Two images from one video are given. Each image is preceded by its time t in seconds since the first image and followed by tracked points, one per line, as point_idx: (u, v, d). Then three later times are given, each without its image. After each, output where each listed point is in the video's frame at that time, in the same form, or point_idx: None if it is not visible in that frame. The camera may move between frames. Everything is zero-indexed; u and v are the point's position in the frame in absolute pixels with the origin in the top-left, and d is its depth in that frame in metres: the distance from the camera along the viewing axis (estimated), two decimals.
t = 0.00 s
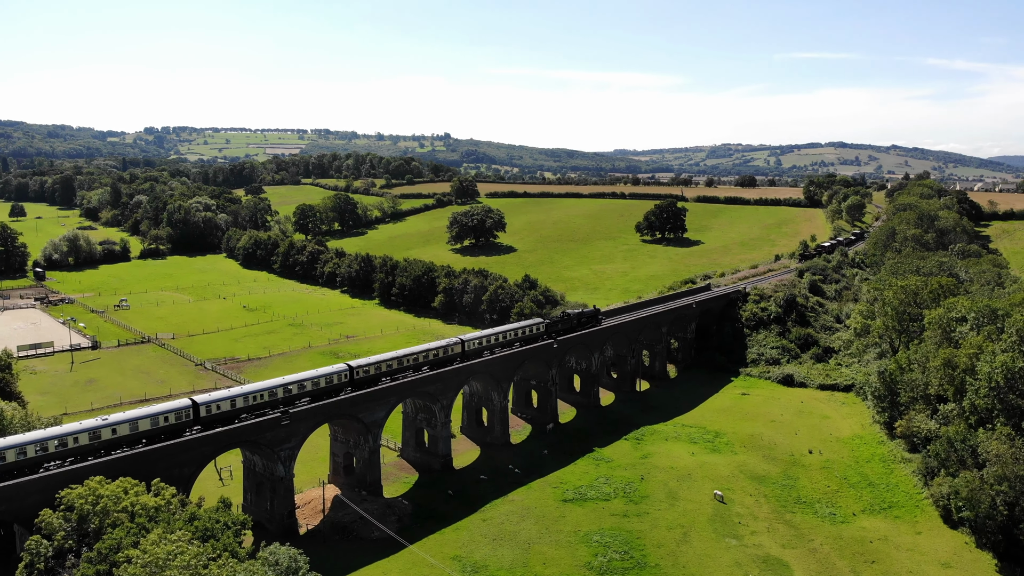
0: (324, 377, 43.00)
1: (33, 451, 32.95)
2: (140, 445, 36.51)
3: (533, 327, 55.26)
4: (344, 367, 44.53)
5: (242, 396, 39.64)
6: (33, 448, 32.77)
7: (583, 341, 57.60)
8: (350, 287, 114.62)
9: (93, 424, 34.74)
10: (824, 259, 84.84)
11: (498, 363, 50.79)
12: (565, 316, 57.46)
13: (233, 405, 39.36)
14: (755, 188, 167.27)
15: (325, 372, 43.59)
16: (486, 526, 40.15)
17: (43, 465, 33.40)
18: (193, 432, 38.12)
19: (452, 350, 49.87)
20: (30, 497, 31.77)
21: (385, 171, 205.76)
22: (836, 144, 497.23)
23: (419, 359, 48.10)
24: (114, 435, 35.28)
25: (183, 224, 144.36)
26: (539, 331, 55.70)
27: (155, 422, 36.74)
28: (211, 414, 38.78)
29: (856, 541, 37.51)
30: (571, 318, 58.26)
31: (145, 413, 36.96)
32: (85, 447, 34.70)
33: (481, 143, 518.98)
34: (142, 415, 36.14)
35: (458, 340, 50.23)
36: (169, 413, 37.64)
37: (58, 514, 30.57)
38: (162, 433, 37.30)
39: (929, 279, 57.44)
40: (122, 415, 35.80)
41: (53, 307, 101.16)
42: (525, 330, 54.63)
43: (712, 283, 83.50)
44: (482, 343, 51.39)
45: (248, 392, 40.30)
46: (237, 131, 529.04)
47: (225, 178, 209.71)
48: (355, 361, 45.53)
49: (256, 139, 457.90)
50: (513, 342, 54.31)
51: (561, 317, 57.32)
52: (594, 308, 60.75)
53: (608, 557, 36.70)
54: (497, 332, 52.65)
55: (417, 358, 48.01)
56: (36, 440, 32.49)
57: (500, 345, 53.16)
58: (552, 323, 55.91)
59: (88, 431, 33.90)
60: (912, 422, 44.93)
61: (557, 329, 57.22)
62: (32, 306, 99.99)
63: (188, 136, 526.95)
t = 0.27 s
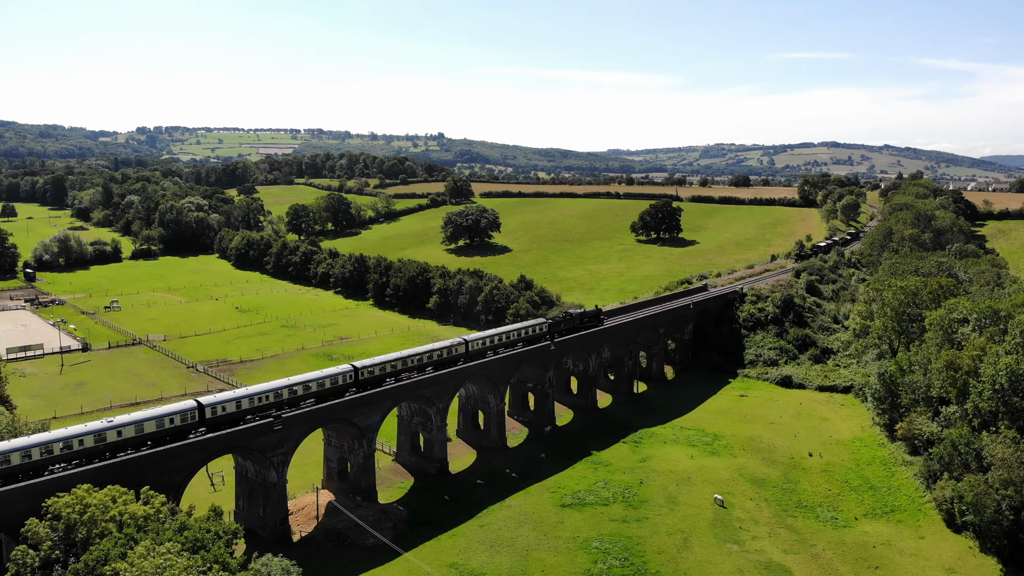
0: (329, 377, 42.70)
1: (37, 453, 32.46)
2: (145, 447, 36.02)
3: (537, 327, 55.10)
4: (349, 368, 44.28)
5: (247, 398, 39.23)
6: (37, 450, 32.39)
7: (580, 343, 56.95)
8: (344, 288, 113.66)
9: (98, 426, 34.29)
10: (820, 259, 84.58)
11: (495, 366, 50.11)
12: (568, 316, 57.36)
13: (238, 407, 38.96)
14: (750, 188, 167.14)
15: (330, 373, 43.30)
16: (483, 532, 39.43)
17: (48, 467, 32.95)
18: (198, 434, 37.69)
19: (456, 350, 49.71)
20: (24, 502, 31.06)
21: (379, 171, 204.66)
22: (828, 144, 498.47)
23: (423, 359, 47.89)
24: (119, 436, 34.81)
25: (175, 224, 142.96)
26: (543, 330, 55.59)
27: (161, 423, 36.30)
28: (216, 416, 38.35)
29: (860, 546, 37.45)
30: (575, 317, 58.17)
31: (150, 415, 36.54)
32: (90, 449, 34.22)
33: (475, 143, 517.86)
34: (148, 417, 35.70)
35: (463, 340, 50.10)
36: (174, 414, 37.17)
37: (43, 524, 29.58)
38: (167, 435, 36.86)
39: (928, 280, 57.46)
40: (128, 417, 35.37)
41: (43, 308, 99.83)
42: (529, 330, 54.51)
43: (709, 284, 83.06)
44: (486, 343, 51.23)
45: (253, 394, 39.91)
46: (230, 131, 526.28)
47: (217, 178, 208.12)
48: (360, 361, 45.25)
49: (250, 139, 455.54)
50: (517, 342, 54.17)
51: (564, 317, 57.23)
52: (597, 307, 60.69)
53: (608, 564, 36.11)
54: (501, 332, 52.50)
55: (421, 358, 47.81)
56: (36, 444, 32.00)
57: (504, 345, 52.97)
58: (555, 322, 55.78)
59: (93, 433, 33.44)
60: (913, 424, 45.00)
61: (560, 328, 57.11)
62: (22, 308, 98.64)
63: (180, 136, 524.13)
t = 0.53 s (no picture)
0: (339, 379, 42.40)
1: (46, 456, 32.12)
2: (155, 449, 35.68)
3: (543, 328, 54.80)
4: (357, 369, 43.94)
5: (257, 399, 38.94)
6: (47, 453, 32.04)
7: (582, 345, 56.32)
8: (341, 288, 112.88)
9: (108, 427, 33.93)
10: (822, 259, 84.11)
11: (495, 369, 49.44)
12: (573, 316, 57.11)
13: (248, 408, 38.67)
14: (749, 188, 166.73)
15: (339, 374, 43.00)
16: (484, 539, 38.72)
17: (57, 470, 32.60)
18: (208, 436, 37.38)
19: (463, 351, 49.41)
20: (25, 508, 30.44)
21: (377, 171, 203.84)
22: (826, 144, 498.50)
23: (432, 360, 47.51)
24: (129, 439, 34.48)
25: (171, 224, 142.07)
26: (550, 331, 55.33)
27: (171, 425, 35.93)
28: (226, 417, 38.02)
29: (867, 552, 36.92)
30: (581, 318, 57.95)
31: (160, 417, 36.19)
32: (99, 452, 33.87)
33: (473, 142, 517.02)
34: (158, 419, 35.34)
35: (470, 341, 49.79)
36: (183, 416, 36.84)
37: (34, 533, 28.63)
38: (177, 437, 36.49)
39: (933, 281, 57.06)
40: (137, 419, 35.02)
41: (38, 309, 98.96)
42: (535, 331, 54.25)
43: (709, 284, 82.53)
44: (493, 344, 50.95)
45: (263, 395, 39.59)
46: (228, 130, 524.63)
47: (214, 177, 207.08)
48: (368, 362, 44.94)
49: (247, 139, 454.21)
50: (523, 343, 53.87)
51: (570, 317, 56.97)
52: (602, 308, 60.52)
53: (611, 571, 35.40)
54: (508, 332, 52.23)
55: (429, 359, 47.45)
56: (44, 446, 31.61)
57: (510, 346, 52.69)
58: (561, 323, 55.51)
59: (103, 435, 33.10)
60: (919, 427, 44.62)
61: (566, 329, 56.84)
62: (16, 309, 97.76)
63: (177, 136, 522.39)
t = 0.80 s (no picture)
0: (349, 380, 42.28)
1: (58, 458, 31.82)
2: (166, 450, 35.39)
3: (551, 328, 54.49)
4: (367, 369, 43.76)
5: (268, 400, 38.84)
6: (58, 455, 31.70)
7: (584, 347, 55.58)
8: (340, 289, 112.06)
9: (120, 429, 33.63)
10: (824, 260, 83.47)
11: (495, 372, 48.66)
12: (580, 317, 56.84)
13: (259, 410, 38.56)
14: (749, 187, 166.09)
15: (349, 375, 42.88)
16: (485, 546, 38.00)
17: (68, 473, 32.27)
18: (219, 437, 37.16)
19: (471, 351, 49.17)
20: (23, 514, 29.61)
21: (375, 170, 202.94)
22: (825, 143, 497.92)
23: (440, 360, 47.31)
24: (141, 440, 34.21)
25: (169, 224, 141.17)
26: (557, 331, 55.06)
27: (182, 427, 35.67)
28: (237, 418, 37.81)
29: (876, 559, 36.26)
30: (587, 318, 57.68)
31: (171, 418, 35.93)
32: (110, 454, 33.55)
33: (472, 142, 516.01)
34: (170, 420, 35.07)
35: (477, 342, 49.50)
36: (194, 417, 36.59)
37: (25, 542, 27.80)
38: (188, 438, 36.20)
39: (939, 282, 56.43)
40: (149, 420, 34.81)
41: (34, 310, 98.12)
42: (542, 331, 53.94)
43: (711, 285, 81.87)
44: (500, 344, 50.74)
45: (274, 396, 39.44)
46: (227, 130, 523.03)
47: (213, 177, 206.04)
48: (378, 363, 44.78)
49: (246, 139, 452.85)
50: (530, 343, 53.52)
51: (577, 317, 56.66)
52: (608, 308, 60.37)
53: None
54: (516, 333, 52.03)
55: (437, 359, 47.19)
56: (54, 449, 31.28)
57: (517, 346, 52.46)
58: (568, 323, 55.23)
59: (115, 436, 32.82)
60: (927, 431, 44.00)
61: (573, 329, 56.52)
62: (12, 309, 96.90)
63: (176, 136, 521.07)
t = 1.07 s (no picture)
0: (359, 380, 41.77)
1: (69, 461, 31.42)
2: (177, 452, 34.98)
3: (559, 328, 54.05)
4: (377, 370, 43.27)
5: (279, 401, 38.30)
6: (69, 457, 31.28)
7: (586, 349, 54.76)
8: (339, 290, 111.26)
9: (131, 431, 33.20)
10: (827, 260, 82.82)
11: (495, 375, 47.77)
12: (588, 317, 56.40)
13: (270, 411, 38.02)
14: (749, 187, 165.48)
15: (360, 375, 42.37)
16: (488, 554, 37.27)
17: (79, 475, 31.88)
18: (230, 439, 36.75)
19: (481, 352, 48.66)
20: (16, 523, 29.00)
21: (374, 170, 202.17)
22: (825, 143, 497.57)
23: (450, 361, 46.83)
24: (152, 442, 33.81)
25: (167, 224, 140.36)
26: (565, 332, 54.62)
27: (193, 428, 35.26)
28: (248, 420, 37.34)
29: (885, 566, 35.58)
30: (595, 319, 57.24)
31: (182, 419, 35.51)
32: (121, 455, 33.14)
33: (471, 142, 515.22)
34: (181, 422, 34.66)
35: (487, 342, 49.03)
36: (205, 418, 36.15)
37: (15, 552, 26.93)
38: (198, 440, 35.79)
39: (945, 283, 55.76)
40: (160, 421, 34.38)
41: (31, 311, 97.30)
42: (551, 332, 53.51)
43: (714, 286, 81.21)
44: (510, 344, 50.27)
45: (285, 397, 38.98)
46: (226, 130, 521.92)
47: (211, 177, 205.16)
48: (388, 363, 44.29)
49: (245, 139, 451.55)
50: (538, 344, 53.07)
51: (585, 317, 56.22)
52: (616, 308, 59.92)
53: None
54: (525, 333, 51.58)
55: (447, 360, 46.72)
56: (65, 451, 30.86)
57: (526, 346, 51.99)
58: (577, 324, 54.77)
59: (127, 438, 32.43)
60: (936, 435, 43.37)
61: (581, 329, 56.06)
62: (8, 310, 96.09)
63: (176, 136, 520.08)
